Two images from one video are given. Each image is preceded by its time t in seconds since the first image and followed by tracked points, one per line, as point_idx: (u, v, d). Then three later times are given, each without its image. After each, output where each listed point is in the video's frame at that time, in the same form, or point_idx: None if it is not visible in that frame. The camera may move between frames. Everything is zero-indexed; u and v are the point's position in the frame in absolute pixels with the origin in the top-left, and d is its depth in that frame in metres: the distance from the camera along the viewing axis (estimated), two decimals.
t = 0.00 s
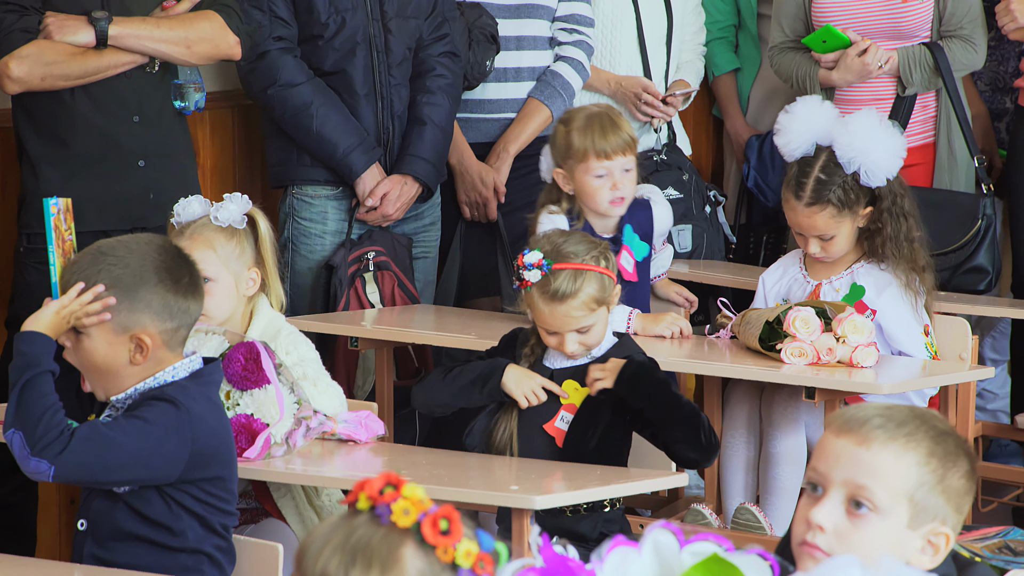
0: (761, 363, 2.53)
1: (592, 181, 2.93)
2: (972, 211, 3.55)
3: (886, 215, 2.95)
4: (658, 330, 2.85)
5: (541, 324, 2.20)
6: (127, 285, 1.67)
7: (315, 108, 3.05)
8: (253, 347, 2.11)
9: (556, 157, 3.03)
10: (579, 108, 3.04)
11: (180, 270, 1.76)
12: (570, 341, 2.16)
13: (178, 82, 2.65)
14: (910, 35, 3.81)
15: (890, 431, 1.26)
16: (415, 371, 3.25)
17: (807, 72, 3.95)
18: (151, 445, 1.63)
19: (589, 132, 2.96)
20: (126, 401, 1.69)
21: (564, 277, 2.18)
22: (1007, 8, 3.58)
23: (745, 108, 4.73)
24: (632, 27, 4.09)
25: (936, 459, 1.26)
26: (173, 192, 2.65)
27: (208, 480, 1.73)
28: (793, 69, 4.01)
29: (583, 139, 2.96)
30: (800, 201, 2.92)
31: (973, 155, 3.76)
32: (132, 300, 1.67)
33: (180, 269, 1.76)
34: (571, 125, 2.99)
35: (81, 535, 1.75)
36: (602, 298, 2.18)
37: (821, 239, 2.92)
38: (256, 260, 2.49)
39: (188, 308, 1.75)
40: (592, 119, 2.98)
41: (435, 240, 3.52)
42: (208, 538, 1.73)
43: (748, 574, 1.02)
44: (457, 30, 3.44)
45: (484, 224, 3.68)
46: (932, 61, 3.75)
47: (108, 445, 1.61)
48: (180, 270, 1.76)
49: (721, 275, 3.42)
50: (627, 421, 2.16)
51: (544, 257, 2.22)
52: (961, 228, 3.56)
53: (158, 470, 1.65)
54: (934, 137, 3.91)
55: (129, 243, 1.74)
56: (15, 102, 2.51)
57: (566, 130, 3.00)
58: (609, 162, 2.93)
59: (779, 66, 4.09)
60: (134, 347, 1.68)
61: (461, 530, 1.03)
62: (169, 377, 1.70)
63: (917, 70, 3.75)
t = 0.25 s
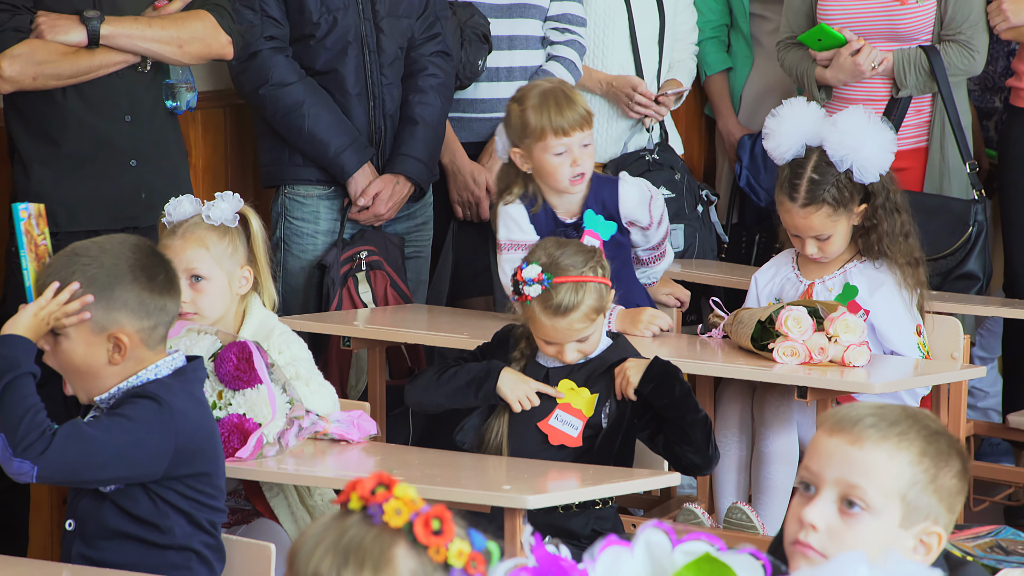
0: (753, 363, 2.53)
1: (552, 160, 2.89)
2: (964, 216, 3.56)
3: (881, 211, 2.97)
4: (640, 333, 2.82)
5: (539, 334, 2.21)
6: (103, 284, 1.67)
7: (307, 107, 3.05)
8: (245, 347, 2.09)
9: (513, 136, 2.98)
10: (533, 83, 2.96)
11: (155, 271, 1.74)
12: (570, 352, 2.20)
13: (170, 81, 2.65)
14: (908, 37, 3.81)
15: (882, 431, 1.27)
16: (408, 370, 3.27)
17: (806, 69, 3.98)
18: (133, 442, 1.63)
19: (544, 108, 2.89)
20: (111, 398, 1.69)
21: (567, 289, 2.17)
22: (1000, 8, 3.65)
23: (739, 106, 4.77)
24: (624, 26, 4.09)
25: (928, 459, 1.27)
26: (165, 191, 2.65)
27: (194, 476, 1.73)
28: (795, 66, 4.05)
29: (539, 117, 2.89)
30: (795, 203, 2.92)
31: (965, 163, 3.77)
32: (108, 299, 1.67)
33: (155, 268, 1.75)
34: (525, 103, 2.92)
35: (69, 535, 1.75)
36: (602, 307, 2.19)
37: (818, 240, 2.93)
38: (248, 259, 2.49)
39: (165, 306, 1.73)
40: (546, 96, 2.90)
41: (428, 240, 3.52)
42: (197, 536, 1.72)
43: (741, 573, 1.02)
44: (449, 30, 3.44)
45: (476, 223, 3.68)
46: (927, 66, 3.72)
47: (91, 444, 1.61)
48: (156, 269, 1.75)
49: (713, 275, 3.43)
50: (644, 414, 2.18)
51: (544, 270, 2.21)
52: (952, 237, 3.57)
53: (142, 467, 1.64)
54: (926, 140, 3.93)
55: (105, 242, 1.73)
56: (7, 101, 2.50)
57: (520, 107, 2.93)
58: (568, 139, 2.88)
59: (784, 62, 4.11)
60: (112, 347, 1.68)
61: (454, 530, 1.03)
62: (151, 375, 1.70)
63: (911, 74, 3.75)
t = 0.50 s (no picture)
0: (747, 363, 2.54)
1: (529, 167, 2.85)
2: (953, 219, 3.56)
3: (875, 215, 2.96)
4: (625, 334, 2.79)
5: (534, 336, 2.22)
6: (82, 285, 1.69)
7: (300, 108, 3.05)
8: (239, 348, 2.09)
9: (488, 149, 2.95)
10: (499, 94, 2.95)
11: (134, 271, 1.76)
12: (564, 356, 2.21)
13: (163, 81, 2.64)
14: (902, 38, 3.82)
15: (874, 432, 1.27)
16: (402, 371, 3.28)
17: (798, 66, 4.00)
18: (117, 443, 1.62)
19: (515, 117, 2.86)
20: (93, 400, 1.69)
21: (561, 292, 2.16)
22: (994, 10, 3.62)
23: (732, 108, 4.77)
24: (618, 27, 4.10)
25: (920, 460, 1.27)
26: (159, 192, 2.64)
27: (179, 475, 1.73)
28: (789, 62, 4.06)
29: (511, 126, 2.86)
30: (790, 206, 2.93)
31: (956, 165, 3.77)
32: (87, 300, 1.68)
33: (133, 268, 1.77)
34: (496, 115, 2.91)
35: (57, 538, 1.75)
36: (596, 308, 2.19)
37: (812, 242, 2.93)
38: (240, 260, 2.48)
39: (144, 306, 1.75)
40: (515, 104, 2.88)
41: (421, 241, 3.51)
42: (185, 535, 1.72)
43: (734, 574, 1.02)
44: (442, 31, 3.44)
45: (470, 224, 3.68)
46: (918, 67, 3.74)
47: (74, 446, 1.60)
48: (133, 268, 1.77)
49: (707, 275, 3.43)
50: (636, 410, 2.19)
51: (536, 275, 2.20)
52: (945, 237, 3.58)
53: (128, 468, 1.64)
54: (919, 141, 3.93)
55: (81, 244, 1.75)
56: None
57: (491, 119, 2.93)
58: (543, 144, 2.84)
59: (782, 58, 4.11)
60: (92, 349, 1.69)
61: (448, 531, 1.03)
62: (134, 375, 1.71)
63: (901, 74, 3.76)
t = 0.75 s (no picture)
0: (742, 364, 2.54)
1: (521, 175, 2.80)
2: (951, 217, 3.57)
3: (869, 215, 2.98)
4: (623, 334, 2.79)
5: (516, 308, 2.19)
6: (65, 287, 1.69)
7: (295, 108, 3.04)
8: (234, 348, 2.09)
9: (477, 160, 2.90)
10: (487, 104, 2.91)
11: (118, 271, 1.77)
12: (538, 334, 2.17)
13: (158, 82, 2.65)
14: (894, 38, 3.83)
15: (868, 432, 1.27)
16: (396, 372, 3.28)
17: (790, 67, 4.02)
18: (107, 447, 1.61)
19: (505, 125, 2.82)
20: (80, 403, 1.68)
21: (554, 268, 2.16)
22: (990, 11, 3.60)
23: (727, 108, 4.78)
24: (612, 28, 4.10)
25: (914, 460, 1.27)
26: (153, 193, 2.64)
27: (168, 476, 1.72)
28: (781, 64, 4.07)
29: (500, 135, 2.82)
30: (785, 208, 2.94)
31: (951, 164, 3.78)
32: (72, 303, 1.68)
33: (117, 269, 1.77)
34: (484, 124, 2.86)
35: (49, 541, 1.75)
36: (583, 298, 2.17)
37: (807, 244, 2.94)
38: (235, 261, 2.47)
39: (129, 307, 1.75)
40: (504, 112, 2.84)
41: (416, 241, 3.51)
42: (177, 535, 1.72)
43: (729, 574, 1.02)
44: (436, 31, 3.44)
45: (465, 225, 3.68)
46: (912, 67, 3.74)
47: (63, 451, 1.58)
48: (117, 270, 1.77)
49: (702, 276, 3.43)
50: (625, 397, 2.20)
51: (537, 245, 2.20)
52: (941, 236, 3.58)
53: (117, 470, 1.63)
54: (913, 141, 3.94)
55: (64, 247, 1.75)
56: None
57: (480, 129, 2.88)
58: (534, 152, 2.80)
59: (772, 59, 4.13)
60: (79, 351, 1.69)
61: (444, 532, 1.02)
62: (120, 377, 1.70)
63: (894, 75, 3.77)
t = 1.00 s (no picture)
0: (739, 364, 2.54)
1: (521, 190, 2.81)
2: (950, 216, 3.58)
3: (865, 215, 2.99)
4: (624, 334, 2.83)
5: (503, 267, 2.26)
6: (50, 289, 1.69)
7: (291, 109, 3.04)
8: (231, 349, 2.09)
9: (477, 174, 2.91)
10: (487, 118, 2.92)
11: (102, 272, 1.77)
12: (510, 293, 2.21)
13: (155, 82, 2.64)
14: (888, 37, 3.83)
15: (865, 433, 1.27)
16: (393, 372, 3.28)
17: (785, 67, 4.01)
18: (94, 446, 1.61)
19: (503, 140, 2.83)
20: (68, 404, 1.68)
21: (562, 241, 2.24)
22: (987, 12, 3.59)
23: (724, 108, 4.78)
24: (609, 28, 4.10)
25: (910, 461, 1.27)
26: (151, 193, 2.64)
27: (157, 475, 1.72)
28: (774, 64, 4.06)
29: (499, 149, 2.82)
30: (781, 209, 2.94)
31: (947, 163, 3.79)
32: (58, 304, 1.68)
33: (103, 269, 1.77)
34: (483, 138, 2.87)
35: (43, 543, 1.75)
36: (568, 287, 2.22)
37: (803, 245, 2.94)
38: (233, 262, 2.47)
39: (114, 307, 1.75)
40: (502, 126, 2.84)
41: (413, 242, 3.51)
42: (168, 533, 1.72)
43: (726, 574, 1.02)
44: (434, 32, 3.43)
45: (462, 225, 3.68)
46: (907, 68, 3.75)
47: (50, 452, 1.57)
48: (102, 270, 1.77)
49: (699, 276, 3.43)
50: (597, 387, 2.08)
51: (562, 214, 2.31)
52: (939, 234, 3.59)
53: (106, 470, 1.63)
54: (907, 141, 3.95)
55: (48, 248, 1.75)
56: None
57: (479, 144, 2.89)
58: (532, 166, 2.80)
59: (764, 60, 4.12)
60: (66, 352, 1.69)
61: (442, 532, 1.02)
62: (108, 377, 1.71)
63: (890, 75, 3.77)
